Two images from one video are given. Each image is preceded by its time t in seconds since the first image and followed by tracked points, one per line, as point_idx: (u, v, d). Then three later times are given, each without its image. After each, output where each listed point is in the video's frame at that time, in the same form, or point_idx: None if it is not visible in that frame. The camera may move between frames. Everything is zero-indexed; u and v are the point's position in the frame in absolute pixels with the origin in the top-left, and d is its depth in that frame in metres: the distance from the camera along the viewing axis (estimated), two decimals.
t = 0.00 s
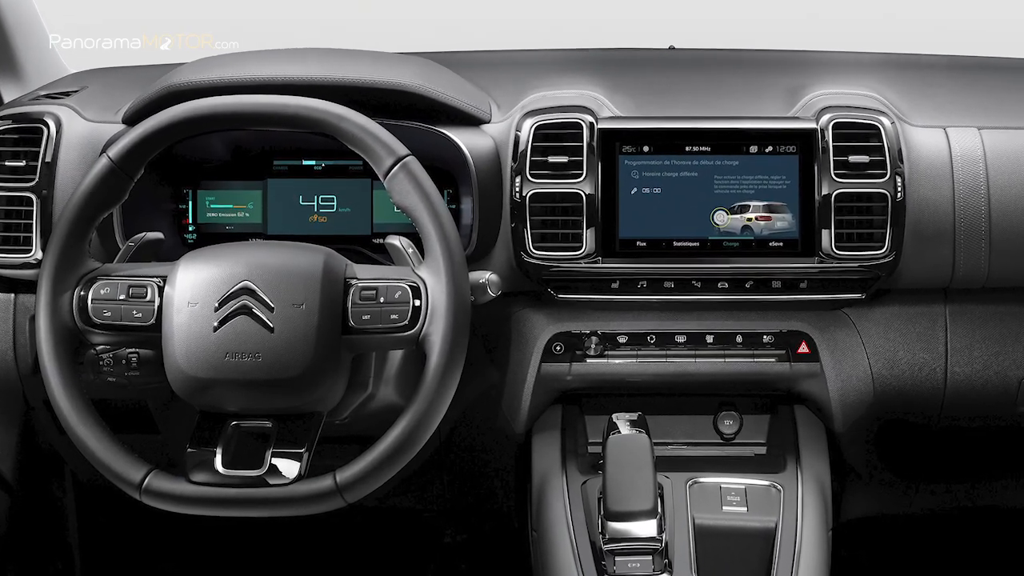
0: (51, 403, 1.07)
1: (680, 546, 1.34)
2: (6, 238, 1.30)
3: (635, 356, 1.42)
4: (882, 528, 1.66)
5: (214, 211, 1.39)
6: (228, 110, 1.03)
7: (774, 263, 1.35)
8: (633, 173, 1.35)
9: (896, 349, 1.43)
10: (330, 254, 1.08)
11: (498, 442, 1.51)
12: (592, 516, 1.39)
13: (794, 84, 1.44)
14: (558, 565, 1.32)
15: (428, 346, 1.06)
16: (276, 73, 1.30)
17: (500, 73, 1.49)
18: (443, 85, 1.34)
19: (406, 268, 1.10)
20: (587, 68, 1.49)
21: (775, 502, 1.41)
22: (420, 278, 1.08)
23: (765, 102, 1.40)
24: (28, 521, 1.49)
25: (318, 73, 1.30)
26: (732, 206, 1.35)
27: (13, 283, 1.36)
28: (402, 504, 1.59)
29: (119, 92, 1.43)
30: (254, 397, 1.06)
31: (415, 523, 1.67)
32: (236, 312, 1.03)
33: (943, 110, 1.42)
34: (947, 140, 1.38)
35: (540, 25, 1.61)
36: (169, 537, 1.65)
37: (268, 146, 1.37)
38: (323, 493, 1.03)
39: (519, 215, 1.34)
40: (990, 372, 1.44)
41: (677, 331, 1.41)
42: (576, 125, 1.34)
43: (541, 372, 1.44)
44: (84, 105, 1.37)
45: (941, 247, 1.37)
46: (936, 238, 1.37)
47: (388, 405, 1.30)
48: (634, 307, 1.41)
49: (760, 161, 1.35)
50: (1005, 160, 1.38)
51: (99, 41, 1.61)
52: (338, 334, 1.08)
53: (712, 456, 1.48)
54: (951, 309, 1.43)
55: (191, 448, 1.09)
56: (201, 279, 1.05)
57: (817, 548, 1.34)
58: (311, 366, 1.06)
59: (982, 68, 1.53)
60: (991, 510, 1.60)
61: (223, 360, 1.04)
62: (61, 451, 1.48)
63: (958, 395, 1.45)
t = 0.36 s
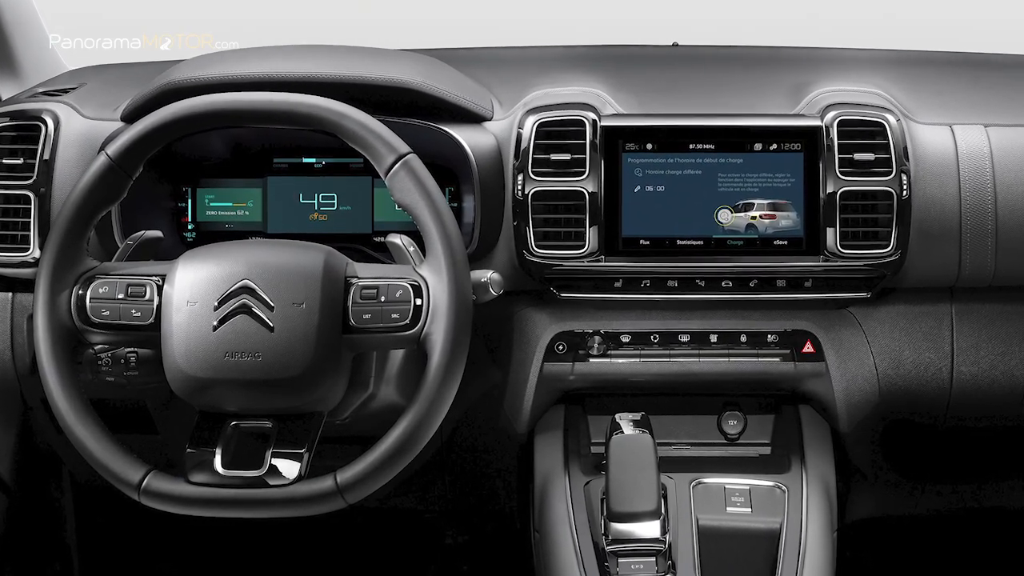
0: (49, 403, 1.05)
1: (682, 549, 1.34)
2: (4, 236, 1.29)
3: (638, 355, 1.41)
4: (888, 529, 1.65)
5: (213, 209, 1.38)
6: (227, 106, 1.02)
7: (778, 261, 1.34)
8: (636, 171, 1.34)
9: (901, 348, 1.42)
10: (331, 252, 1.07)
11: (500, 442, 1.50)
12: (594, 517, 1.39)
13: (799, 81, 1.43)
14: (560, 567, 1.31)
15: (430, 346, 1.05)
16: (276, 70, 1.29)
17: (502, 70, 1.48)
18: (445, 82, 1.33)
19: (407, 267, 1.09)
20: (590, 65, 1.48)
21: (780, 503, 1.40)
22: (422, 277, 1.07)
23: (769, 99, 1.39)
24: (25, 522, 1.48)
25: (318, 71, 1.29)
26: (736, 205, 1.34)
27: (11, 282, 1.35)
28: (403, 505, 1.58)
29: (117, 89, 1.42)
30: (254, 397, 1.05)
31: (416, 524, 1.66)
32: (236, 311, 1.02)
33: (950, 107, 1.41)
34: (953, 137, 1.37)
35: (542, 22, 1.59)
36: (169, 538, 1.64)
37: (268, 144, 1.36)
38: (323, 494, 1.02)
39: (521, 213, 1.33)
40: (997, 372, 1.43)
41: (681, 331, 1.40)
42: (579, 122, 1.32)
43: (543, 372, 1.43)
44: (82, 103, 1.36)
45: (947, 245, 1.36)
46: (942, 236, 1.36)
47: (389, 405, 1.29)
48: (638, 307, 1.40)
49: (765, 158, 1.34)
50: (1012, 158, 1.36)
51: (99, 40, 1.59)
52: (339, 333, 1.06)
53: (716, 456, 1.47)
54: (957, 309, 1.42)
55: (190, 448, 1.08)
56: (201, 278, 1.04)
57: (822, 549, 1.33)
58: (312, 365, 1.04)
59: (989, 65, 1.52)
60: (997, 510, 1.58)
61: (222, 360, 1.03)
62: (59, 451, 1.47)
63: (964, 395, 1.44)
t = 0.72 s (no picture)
0: (47, 403, 1.04)
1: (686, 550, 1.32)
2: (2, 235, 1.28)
3: (641, 355, 1.39)
4: (893, 530, 1.64)
5: (213, 208, 1.37)
6: (228, 104, 1.00)
7: (783, 260, 1.33)
8: (639, 169, 1.32)
9: (907, 348, 1.41)
10: (331, 251, 1.06)
11: (501, 442, 1.49)
12: (597, 518, 1.37)
13: (804, 78, 1.41)
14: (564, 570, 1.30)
15: (431, 345, 1.03)
16: (276, 67, 1.28)
17: (504, 67, 1.46)
18: (446, 79, 1.32)
19: (408, 266, 1.08)
20: (593, 62, 1.46)
21: (784, 503, 1.38)
22: (423, 276, 1.06)
23: (773, 96, 1.37)
24: (23, 523, 1.48)
25: (318, 68, 1.28)
26: (740, 203, 1.33)
27: (9, 281, 1.34)
28: (404, 506, 1.57)
29: (116, 86, 1.41)
30: (254, 397, 1.03)
31: (417, 525, 1.65)
32: (235, 310, 1.01)
33: (956, 104, 1.39)
34: (959, 135, 1.35)
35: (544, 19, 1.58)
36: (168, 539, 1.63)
37: (268, 141, 1.35)
38: (323, 495, 1.01)
39: (523, 212, 1.32)
40: (1003, 371, 1.41)
41: (685, 330, 1.39)
42: (581, 119, 1.31)
43: (545, 372, 1.41)
44: (80, 100, 1.35)
45: (953, 244, 1.35)
46: (948, 235, 1.34)
47: (390, 405, 1.27)
48: (641, 306, 1.39)
49: (768, 156, 1.33)
50: (1018, 155, 1.35)
51: (99, 40, 1.56)
52: (339, 333, 1.05)
53: (720, 457, 1.46)
54: (963, 308, 1.41)
55: (190, 448, 1.07)
56: (200, 277, 1.03)
57: (827, 551, 1.32)
58: (312, 365, 1.03)
59: (995, 61, 1.51)
60: (1003, 511, 1.57)
61: (222, 360, 1.02)
62: (57, 452, 1.46)
63: (970, 395, 1.42)
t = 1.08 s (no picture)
0: (46, 403, 1.03)
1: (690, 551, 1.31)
2: None
3: (644, 354, 1.38)
4: (899, 531, 1.63)
5: (213, 206, 1.36)
6: (227, 101, 0.99)
7: (787, 259, 1.32)
8: (642, 167, 1.31)
9: (912, 347, 1.39)
10: (332, 250, 1.05)
11: (503, 442, 1.48)
12: (600, 518, 1.36)
13: (809, 75, 1.40)
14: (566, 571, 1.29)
15: (432, 344, 1.02)
16: (276, 64, 1.27)
17: (506, 64, 1.45)
18: (447, 76, 1.31)
19: (409, 265, 1.07)
20: (595, 59, 1.45)
21: (789, 504, 1.37)
22: (424, 275, 1.05)
23: (778, 94, 1.36)
24: (21, 524, 1.47)
25: (318, 65, 1.27)
26: (744, 201, 1.31)
27: (7, 280, 1.33)
28: (405, 507, 1.57)
29: (115, 83, 1.40)
30: (254, 397, 1.02)
31: (419, 525, 1.64)
32: (235, 309, 1.00)
33: (962, 102, 1.38)
34: (965, 132, 1.34)
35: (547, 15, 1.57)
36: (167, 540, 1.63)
37: (268, 139, 1.34)
38: (324, 496, 1.00)
39: (525, 210, 1.31)
40: (1009, 371, 1.40)
41: (689, 329, 1.37)
42: (584, 117, 1.30)
43: (548, 372, 1.40)
44: (79, 97, 1.34)
45: (959, 242, 1.33)
46: (954, 233, 1.33)
47: (391, 405, 1.26)
48: (644, 305, 1.37)
49: (772, 154, 1.31)
50: None
51: (99, 40, 1.55)
52: (340, 332, 1.04)
53: (724, 457, 1.44)
54: (969, 306, 1.39)
55: (189, 449, 1.05)
56: (200, 276, 1.02)
57: (832, 553, 1.31)
58: (313, 364, 1.02)
59: (1001, 58, 1.49)
60: (1010, 512, 1.56)
61: (221, 359, 1.01)
62: (56, 452, 1.45)
63: (977, 394, 1.41)
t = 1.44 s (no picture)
0: (44, 403, 1.02)
1: (693, 552, 1.31)
2: None
3: (647, 354, 1.37)
4: (904, 531, 1.62)
5: (212, 204, 1.35)
6: (226, 99, 0.98)
7: (791, 257, 1.31)
8: (645, 165, 1.30)
9: (918, 346, 1.38)
10: (333, 249, 1.04)
11: (505, 443, 1.47)
12: (603, 519, 1.35)
13: (813, 72, 1.39)
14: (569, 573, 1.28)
15: (433, 344, 1.01)
16: (275, 61, 1.26)
17: (508, 61, 1.44)
18: (449, 74, 1.30)
19: (410, 264, 1.05)
20: (598, 57, 1.44)
21: (793, 505, 1.36)
22: (425, 273, 1.03)
23: (782, 91, 1.35)
24: (19, 525, 1.46)
25: (319, 62, 1.26)
26: (747, 199, 1.30)
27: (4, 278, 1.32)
28: (406, 507, 1.56)
29: (113, 81, 1.39)
30: (253, 397, 1.01)
31: (420, 526, 1.63)
32: (235, 308, 0.99)
33: (968, 99, 1.37)
34: (970, 130, 1.33)
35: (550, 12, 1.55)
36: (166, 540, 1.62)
37: (268, 137, 1.33)
38: (324, 496, 0.99)
39: (528, 208, 1.30)
40: (1016, 371, 1.39)
41: (692, 329, 1.36)
42: (586, 114, 1.29)
43: (550, 371, 1.39)
44: (77, 95, 1.33)
45: (964, 241, 1.32)
46: (960, 232, 1.32)
47: (392, 405, 1.25)
48: (646, 304, 1.36)
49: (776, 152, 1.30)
50: None
51: (99, 40, 1.53)
52: (340, 331, 1.03)
53: (728, 457, 1.43)
54: (975, 305, 1.38)
55: (189, 449, 1.05)
56: (199, 275, 1.01)
57: (836, 554, 1.30)
58: (313, 363, 1.01)
59: (1007, 55, 1.48)
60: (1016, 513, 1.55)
61: (221, 359, 1.00)
62: (54, 452, 1.45)
63: (983, 395, 1.40)
